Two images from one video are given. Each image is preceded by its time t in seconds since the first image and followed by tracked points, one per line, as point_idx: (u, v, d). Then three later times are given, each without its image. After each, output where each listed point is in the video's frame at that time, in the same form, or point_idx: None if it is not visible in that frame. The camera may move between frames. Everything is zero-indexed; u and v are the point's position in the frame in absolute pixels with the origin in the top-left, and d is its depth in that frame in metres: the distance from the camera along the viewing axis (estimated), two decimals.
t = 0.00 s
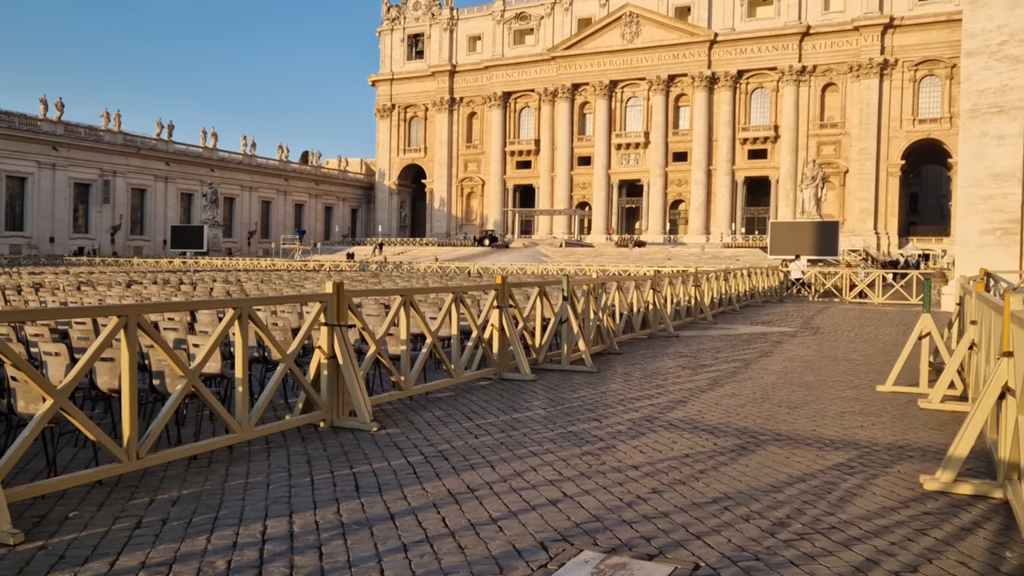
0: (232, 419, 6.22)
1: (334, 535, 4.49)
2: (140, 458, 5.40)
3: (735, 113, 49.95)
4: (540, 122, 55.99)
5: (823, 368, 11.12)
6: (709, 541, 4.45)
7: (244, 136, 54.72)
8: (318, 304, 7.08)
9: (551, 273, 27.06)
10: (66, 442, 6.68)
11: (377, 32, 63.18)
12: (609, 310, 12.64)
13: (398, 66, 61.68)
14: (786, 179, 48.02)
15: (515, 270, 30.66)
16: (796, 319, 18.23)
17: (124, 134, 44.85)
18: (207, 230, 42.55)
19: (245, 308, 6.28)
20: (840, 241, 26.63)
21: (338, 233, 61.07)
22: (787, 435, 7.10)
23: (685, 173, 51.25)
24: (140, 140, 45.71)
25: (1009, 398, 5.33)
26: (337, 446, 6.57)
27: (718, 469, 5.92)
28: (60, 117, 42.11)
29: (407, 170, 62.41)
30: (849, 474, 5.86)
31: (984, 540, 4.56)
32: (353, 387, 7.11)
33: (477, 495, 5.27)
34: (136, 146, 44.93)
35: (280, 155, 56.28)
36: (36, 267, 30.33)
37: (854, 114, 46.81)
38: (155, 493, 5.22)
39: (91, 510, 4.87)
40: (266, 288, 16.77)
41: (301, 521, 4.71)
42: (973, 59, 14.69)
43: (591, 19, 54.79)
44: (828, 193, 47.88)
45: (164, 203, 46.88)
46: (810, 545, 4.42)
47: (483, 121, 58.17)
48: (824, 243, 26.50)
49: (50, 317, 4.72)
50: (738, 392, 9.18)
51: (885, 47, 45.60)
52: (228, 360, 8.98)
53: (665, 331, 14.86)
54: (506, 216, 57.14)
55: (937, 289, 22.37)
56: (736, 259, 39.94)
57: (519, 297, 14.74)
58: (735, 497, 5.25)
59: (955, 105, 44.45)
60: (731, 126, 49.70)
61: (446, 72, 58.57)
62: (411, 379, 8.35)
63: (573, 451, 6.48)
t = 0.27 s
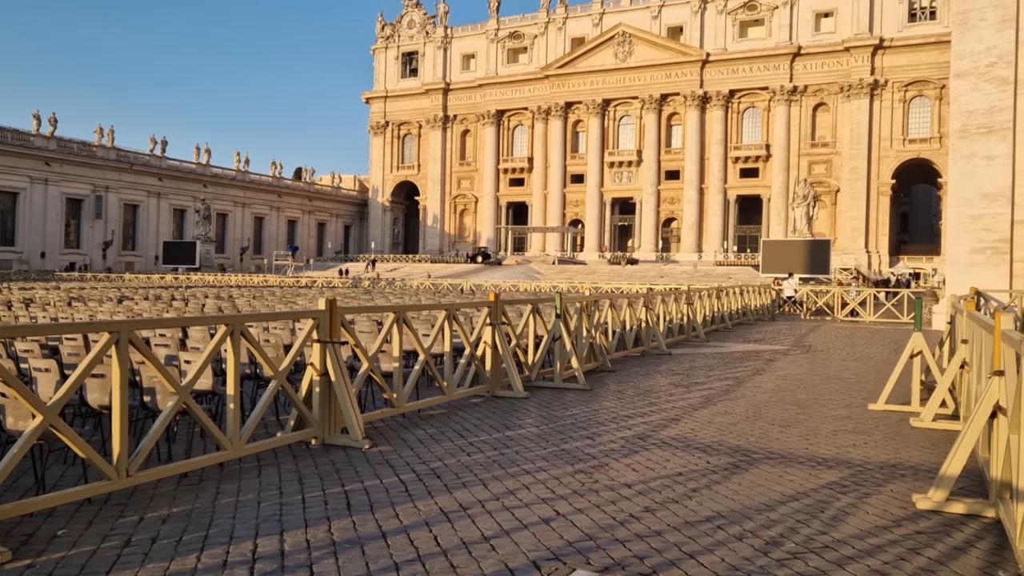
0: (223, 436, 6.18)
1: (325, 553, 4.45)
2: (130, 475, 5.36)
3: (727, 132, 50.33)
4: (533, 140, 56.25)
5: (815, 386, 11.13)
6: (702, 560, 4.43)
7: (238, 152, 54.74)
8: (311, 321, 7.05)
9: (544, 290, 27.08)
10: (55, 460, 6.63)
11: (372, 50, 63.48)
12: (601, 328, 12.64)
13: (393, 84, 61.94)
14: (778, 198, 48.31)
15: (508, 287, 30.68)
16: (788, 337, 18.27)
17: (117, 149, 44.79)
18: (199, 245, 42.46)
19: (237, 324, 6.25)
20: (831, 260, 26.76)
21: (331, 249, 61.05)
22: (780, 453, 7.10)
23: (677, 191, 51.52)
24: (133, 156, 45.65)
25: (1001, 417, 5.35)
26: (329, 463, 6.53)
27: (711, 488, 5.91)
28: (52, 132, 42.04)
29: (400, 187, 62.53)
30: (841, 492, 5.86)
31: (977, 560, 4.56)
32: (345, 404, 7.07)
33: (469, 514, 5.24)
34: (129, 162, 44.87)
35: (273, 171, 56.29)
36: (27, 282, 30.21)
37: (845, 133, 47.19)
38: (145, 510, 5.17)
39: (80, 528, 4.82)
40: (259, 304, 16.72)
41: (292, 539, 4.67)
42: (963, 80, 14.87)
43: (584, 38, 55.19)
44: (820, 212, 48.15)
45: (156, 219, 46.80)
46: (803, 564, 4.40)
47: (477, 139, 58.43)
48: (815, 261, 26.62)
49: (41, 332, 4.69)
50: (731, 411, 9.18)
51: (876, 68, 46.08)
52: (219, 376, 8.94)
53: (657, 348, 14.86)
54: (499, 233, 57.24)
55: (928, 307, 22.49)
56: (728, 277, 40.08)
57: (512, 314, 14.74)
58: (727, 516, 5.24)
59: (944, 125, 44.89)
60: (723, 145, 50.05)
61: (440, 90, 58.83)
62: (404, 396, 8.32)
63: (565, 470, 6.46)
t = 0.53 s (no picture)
0: (213, 453, 6.13)
1: (314, 572, 4.42)
2: (117, 492, 5.31)
3: (717, 151, 50.68)
4: (525, 158, 56.47)
5: (805, 404, 11.16)
6: None
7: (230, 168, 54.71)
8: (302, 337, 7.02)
9: (536, 307, 27.11)
10: (41, 476, 6.57)
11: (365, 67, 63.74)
12: (593, 345, 12.65)
13: (385, 101, 62.15)
14: (768, 217, 48.59)
15: (500, 304, 30.70)
16: (779, 355, 18.32)
17: (108, 164, 44.67)
18: (189, 261, 42.32)
19: (227, 340, 6.23)
20: (821, 278, 26.90)
21: (321, 265, 60.97)
22: (771, 472, 7.10)
23: (668, 209, 51.77)
24: (124, 171, 45.52)
25: (990, 437, 5.36)
26: (318, 481, 6.48)
27: (702, 507, 5.90)
28: (43, 147, 41.92)
29: (392, 203, 62.61)
30: (833, 512, 5.86)
31: None
32: (335, 421, 7.04)
33: (460, 532, 5.21)
34: (120, 177, 44.74)
35: (265, 186, 56.25)
36: (15, 297, 30.04)
37: (835, 153, 47.58)
38: (132, 528, 5.12)
39: (66, 547, 4.77)
40: (250, 320, 16.66)
41: (280, 558, 4.63)
42: (950, 102, 15.06)
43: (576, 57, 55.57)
44: (809, 231, 48.42)
45: (147, 234, 46.66)
46: None
47: (469, 156, 58.65)
48: (805, 280, 26.74)
49: (29, 348, 4.65)
50: (722, 429, 9.19)
51: (864, 88, 46.57)
52: (208, 393, 8.88)
53: (648, 366, 14.87)
54: (490, 250, 57.30)
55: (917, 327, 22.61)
56: (719, 295, 40.22)
57: (504, 331, 14.72)
58: (719, 535, 5.23)
59: (932, 146, 45.35)
60: (713, 163, 50.39)
61: (432, 107, 59.04)
62: (394, 413, 8.27)
63: (557, 488, 6.44)
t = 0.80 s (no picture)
0: (199, 470, 6.08)
1: None
2: (101, 510, 5.24)
3: (707, 171, 51.03)
4: (515, 177, 56.68)
5: (794, 424, 11.16)
6: None
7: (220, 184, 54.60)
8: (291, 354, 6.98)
9: (525, 326, 27.07)
10: (25, 493, 6.50)
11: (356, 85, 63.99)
12: (582, 364, 12.65)
13: (377, 119, 62.34)
14: (757, 237, 48.88)
15: (490, 322, 30.69)
16: (767, 375, 18.36)
17: (98, 180, 44.53)
18: (178, 277, 42.14)
19: (216, 357, 6.19)
20: (809, 298, 27.02)
21: (311, 282, 60.82)
22: (760, 492, 7.10)
23: (658, 229, 51.98)
24: (114, 187, 45.37)
25: (978, 457, 5.39)
26: (306, 500, 6.44)
27: (692, 527, 5.89)
28: (32, 162, 41.74)
29: (382, 221, 62.64)
30: (821, 532, 5.86)
31: None
32: (323, 439, 7.00)
33: (448, 552, 5.18)
34: (110, 193, 44.60)
35: (255, 203, 56.16)
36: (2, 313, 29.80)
37: (823, 174, 47.98)
38: (116, 548, 5.05)
39: (48, 566, 4.70)
40: (239, 337, 16.56)
41: None
42: (936, 125, 15.26)
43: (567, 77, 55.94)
44: (798, 251, 48.70)
45: (136, 250, 46.45)
46: None
47: (460, 174, 58.85)
48: (794, 300, 26.87)
49: (16, 364, 4.61)
50: (711, 449, 9.18)
51: (852, 111, 47.10)
52: (196, 410, 8.83)
53: (638, 385, 14.87)
54: (480, 268, 57.34)
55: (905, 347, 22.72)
56: (708, 314, 40.33)
57: (494, 349, 14.70)
58: (708, 556, 5.22)
59: (920, 168, 45.79)
60: (703, 184, 50.72)
61: (424, 126, 59.23)
62: (383, 432, 8.23)
63: (546, 507, 6.41)
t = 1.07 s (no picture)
0: (183, 489, 6.01)
1: None
2: (83, 530, 5.18)
3: (695, 192, 51.39)
4: (504, 196, 56.88)
5: (782, 445, 11.16)
6: None
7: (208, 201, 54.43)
8: (277, 373, 6.94)
9: (513, 345, 27.04)
10: (4, 513, 6.40)
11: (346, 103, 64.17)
12: (570, 384, 12.63)
13: (366, 137, 62.47)
14: (744, 257, 49.17)
15: (477, 341, 30.63)
16: (755, 395, 18.39)
17: (85, 196, 44.29)
18: (165, 293, 41.91)
19: (201, 375, 6.15)
20: (796, 319, 27.14)
21: (298, 299, 60.59)
22: (748, 513, 7.09)
23: (646, 249, 52.21)
24: (101, 203, 45.14)
25: (964, 480, 5.42)
26: (291, 520, 6.37)
27: (679, 548, 5.88)
28: (19, 177, 41.47)
29: (371, 239, 62.61)
30: (809, 553, 5.86)
31: None
32: (310, 458, 6.95)
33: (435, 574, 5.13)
34: (97, 209, 44.36)
35: (243, 220, 56.02)
36: None
37: (809, 196, 48.40)
38: (97, 568, 4.98)
39: None
40: (225, 355, 16.42)
41: None
42: (921, 148, 15.45)
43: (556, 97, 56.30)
44: (785, 272, 48.98)
45: (122, 266, 46.15)
46: None
47: (449, 193, 59.00)
48: (781, 321, 26.99)
49: None
50: (699, 469, 9.16)
51: (838, 134, 47.63)
52: (181, 429, 8.74)
53: (626, 405, 14.85)
54: (469, 286, 57.35)
55: (891, 369, 22.84)
56: (696, 334, 40.46)
57: (481, 368, 14.66)
58: None
59: (905, 191, 46.31)
60: (691, 205, 51.07)
61: (413, 144, 59.39)
62: (370, 451, 8.17)
63: (533, 528, 6.38)
